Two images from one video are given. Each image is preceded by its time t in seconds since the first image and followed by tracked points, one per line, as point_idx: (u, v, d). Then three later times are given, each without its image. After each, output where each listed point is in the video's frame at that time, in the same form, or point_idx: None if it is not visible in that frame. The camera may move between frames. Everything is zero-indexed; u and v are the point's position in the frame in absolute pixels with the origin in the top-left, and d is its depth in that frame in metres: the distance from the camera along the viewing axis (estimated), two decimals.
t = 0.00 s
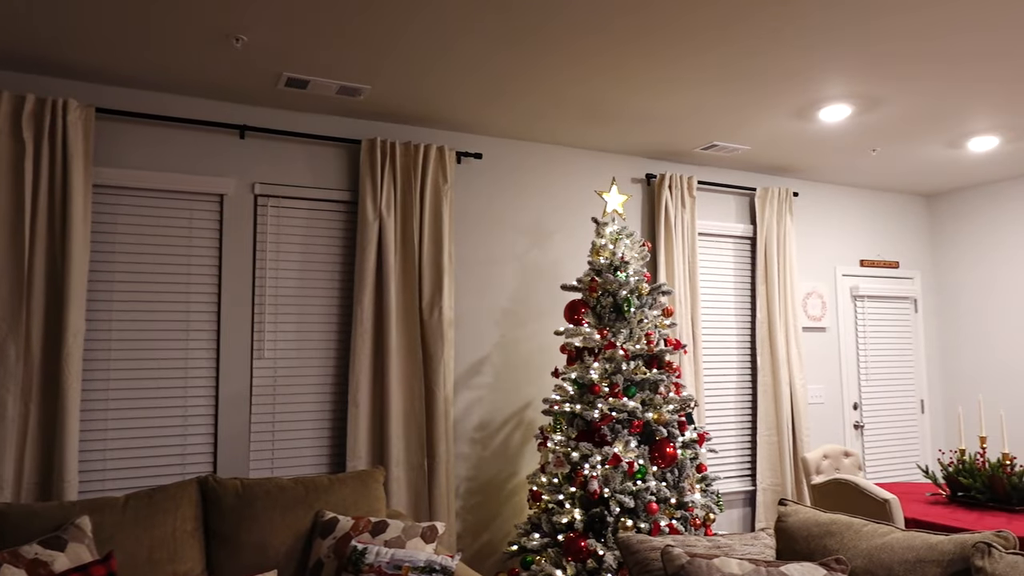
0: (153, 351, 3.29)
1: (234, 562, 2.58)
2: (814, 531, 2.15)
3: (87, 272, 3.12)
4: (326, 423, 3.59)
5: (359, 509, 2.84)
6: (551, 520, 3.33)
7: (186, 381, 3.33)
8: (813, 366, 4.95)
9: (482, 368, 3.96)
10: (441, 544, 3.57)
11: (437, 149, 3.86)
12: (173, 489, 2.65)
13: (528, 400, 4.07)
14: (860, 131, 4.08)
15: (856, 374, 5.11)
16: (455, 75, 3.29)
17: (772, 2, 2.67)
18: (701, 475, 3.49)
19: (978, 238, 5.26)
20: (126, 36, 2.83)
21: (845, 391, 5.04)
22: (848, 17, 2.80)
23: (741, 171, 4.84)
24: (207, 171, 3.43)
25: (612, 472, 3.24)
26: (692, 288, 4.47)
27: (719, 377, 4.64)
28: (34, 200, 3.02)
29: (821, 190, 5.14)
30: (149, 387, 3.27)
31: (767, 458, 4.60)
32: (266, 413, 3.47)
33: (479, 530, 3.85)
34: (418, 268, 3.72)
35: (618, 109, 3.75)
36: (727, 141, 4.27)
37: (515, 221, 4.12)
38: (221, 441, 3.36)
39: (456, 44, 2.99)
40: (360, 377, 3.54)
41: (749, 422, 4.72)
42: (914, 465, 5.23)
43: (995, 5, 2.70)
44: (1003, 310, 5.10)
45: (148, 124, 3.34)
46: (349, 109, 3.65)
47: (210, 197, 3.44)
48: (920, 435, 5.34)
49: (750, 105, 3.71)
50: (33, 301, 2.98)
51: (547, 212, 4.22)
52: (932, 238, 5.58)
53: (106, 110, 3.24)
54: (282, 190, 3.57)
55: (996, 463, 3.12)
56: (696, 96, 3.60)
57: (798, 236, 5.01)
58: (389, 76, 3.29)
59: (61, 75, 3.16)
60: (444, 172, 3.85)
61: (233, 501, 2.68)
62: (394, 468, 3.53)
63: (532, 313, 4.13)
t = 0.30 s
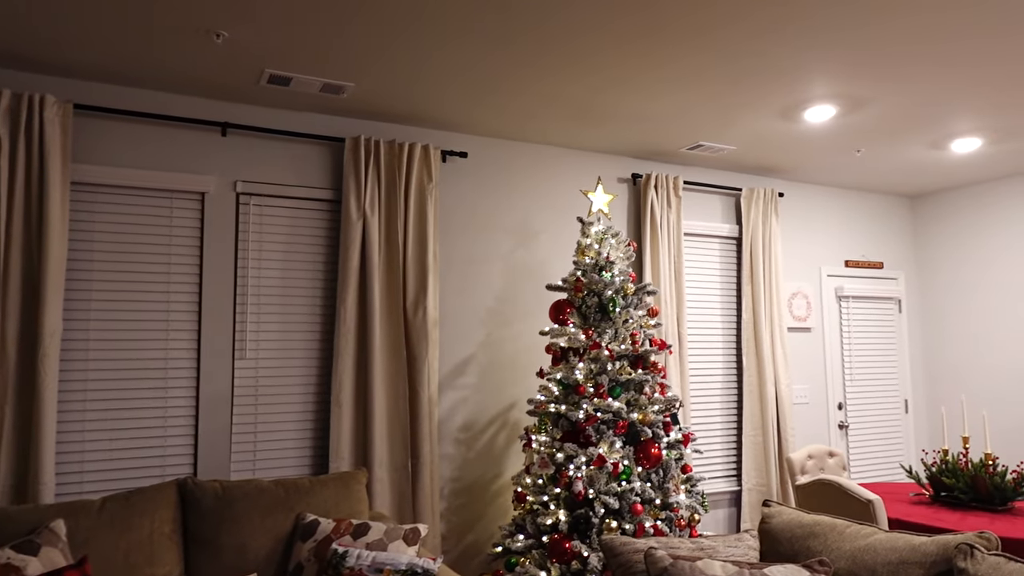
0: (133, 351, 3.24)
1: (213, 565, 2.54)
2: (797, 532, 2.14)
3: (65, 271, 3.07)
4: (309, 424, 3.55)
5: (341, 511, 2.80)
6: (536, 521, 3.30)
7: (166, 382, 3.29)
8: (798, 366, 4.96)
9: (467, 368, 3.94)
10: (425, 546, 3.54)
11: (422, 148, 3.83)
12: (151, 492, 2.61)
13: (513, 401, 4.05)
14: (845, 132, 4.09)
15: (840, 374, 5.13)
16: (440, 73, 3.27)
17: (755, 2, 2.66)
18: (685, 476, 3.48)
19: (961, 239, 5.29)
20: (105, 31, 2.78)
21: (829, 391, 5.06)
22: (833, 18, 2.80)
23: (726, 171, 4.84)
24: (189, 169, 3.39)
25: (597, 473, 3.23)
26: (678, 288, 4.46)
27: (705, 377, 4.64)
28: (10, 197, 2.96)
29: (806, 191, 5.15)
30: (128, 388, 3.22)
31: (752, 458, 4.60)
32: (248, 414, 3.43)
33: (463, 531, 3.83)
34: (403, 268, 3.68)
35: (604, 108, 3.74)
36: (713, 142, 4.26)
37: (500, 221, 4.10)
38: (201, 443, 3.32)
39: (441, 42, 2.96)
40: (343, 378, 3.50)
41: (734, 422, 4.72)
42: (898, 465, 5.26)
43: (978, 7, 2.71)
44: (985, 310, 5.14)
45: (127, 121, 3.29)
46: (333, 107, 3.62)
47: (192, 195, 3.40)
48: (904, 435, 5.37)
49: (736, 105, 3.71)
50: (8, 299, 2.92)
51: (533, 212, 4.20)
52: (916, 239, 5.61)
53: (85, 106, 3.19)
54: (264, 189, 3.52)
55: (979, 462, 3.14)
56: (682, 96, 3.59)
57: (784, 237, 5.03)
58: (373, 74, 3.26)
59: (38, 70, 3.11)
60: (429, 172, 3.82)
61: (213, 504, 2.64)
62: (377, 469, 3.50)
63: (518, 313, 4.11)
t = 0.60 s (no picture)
0: (115, 354, 3.20)
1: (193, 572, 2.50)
2: (784, 538, 2.12)
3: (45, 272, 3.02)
4: (294, 427, 3.51)
5: (324, 516, 2.77)
6: (523, 526, 3.27)
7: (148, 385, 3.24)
8: (787, 370, 4.96)
9: (455, 372, 3.91)
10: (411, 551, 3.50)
11: (409, 149, 3.80)
12: (130, 497, 2.57)
13: (500, 404, 4.02)
14: (833, 136, 4.09)
15: (829, 378, 5.13)
16: (427, 74, 3.24)
17: (744, 4, 2.65)
18: (673, 481, 3.46)
19: (949, 243, 5.31)
20: (86, 29, 2.74)
21: (818, 395, 5.05)
22: (820, 21, 2.79)
23: (715, 174, 4.83)
24: (172, 169, 3.34)
25: (584, 477, 3.20)
26: (667, 292, 4.45)
27: (694, 381, 4.63)
28: None
29: (795, 194, 5.15)
30: (109, 391, 3.17)
31: (741, 462, 4.59)
32: (232, 417, 3.39)
33: (450, 536, 3.79)
34: (389, 270, 3.65)
35: (593, 110, 3.72)
36: (702, 144, 4.25)
37: (488, 223, 4.08)
38: (184, 446, 3.27)
39: (427, 42, 2.93)
40: (329, 381, 3.47)
41: (723, 426, 4.71)
42: (887, 469, 5.26)
43: (965, 12, 2.71)
44: (973, 314, 5.15)
45: (110, 121, 3.25)
46: (319, 107, 3.59)
47: (175, 195, 3.36)
48: (893, 439, 5.37)
49: (724, 108, 3.70)
50: None
51: (521, 214, 4.18)
52: (905, 243, 5.62)
53: (67, 105, 3.15)
54: (249, 189, 3.49)
55: (966, 467, 3.14)
56: (671, 98, 3.58)
57: (773, 241, 5.02)
58: (359, 74, 3.23)
59: (19, 68, 3.06)
60: (417, 173, 3.79)
61: (193, 509, 2.60)
62: (363, 473, 3.46)
63: (506, 316, 4.08)
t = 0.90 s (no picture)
0: (99, 357, 3.16)
1: None
2: (772, 546, 2.10)
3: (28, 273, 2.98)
4: (280, 432, 3.48)
5: (309, 523, 2.73)
6: (511, 532, 3.24)
7: (132, 388, 3.20)
8: (778, 376, 4.94)
9: (444, 376, 3.87)
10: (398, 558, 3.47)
11: (399, 152, 3.77)
12: (111, 503, 2.53)
13: (490, 409, 3.99)
14: (825, 141, 4.08)
15: (821, 383, 5.11)
16: (416, 76, 3.22)
17: (735, 7, 2.63)
18: (663, 487, 3.44)
19: (941, 249, 5.30)
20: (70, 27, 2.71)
21: (810, 400, 5.04)
22: (811, 25, 2.78)
23: (708, 179, 4.82)
24: (159, 170, 3.31)
25: (573, 483, 3.18)
26: (658, 296, 4.43)
27: (685, 387, 4.61)
28: None
29: (787, 199, 5.14)
30: (92, 395, 3.13)
31: (732, 467, 4.57)
32: (218, 421, 3.35)
33: (438, 542, 3.76)
34: (378, 273, 3.62)
35: (584, 114, 3.70)
36: (694, 149, 4.24)
37: (479, 227, 4.05)
38: (168, 451, 3.23)
39: (416, 44, 2.91)
40: (316, 385, 3.43)
41: (714, 432, 4.68)
42: (878, 475, 5.25)
43: (955, 17, 2.70)
44: (965, 320, 5.14)
45: (95, 121, 3.22)
46: (308, 109, 3.56)
47: (161, 197, 3.32)
48: (885, 444, 5.36)
49: (716, 112, 3.69)
50: None
51: (512, 218, 4.16)
52: (897, 249, 5.62)
53: (52, 105, 3.11)
54: (236, 191, 3.45)
55: (957, 474, 3.12)
56: (661, 103, 3.57)
57: (765, 246, 5.01)
58: (348, 76, 3.20)
59: (3, 67, 3.03)
60: (406, 176, 3.76)
61: (175, 515, 2.56)
62: (350, 478, 3.42)
63: (496, 320, 4.06)
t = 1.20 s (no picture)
0: (83, 360, 3.12)
1: None
2: (761, 554, 2.07)
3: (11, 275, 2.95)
4: (267, 436, 3.44)
5: (293, 529, 2.69)
6: (500, 538, 3.20)
7: (117, 392, 3.16)
8: (771, 381, 4.92)
9: (434, 380, 3.85)
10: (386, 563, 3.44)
11: (389, 154, 3.75)
12: (91, 508, 2.49)
13: (480, 413, 3.96)
14: (818, 145, 4.07)
15: (814, 388, 5.09)
16: (406, 77, 3.19)
17: (725, 9, 2.61)
18: (653, 492, 3.42)
19: (934, 253, 5.29)
20: (54, 27, 2.68)
21: (803, 405, 5.02)
22: (803, 29, 2.76)
23: (700, 183, 4.81)
24: (145, 171, 3.28)
25: (563, 489, 3.14)
26: (650, 300, 4.41)
27: (677, 391, 4.59)
28: None
29: (780, 204, 5.13)
30: (76, 399, 3.09)
31: (724, 473, 4.55)
32: (204, 425, 3.31)
33: (427, 547, 3.72)
34: (367, 277, 3.59)
35: (575, 116, 3.68)
36: (686, 152, 4.22)
37: (470, 230, 4.03)
38: (153, 455, 3.19)
39: (405, 45, 2.88)
40: (304, 389, 3.40)
41: (706, 436, 4.66)
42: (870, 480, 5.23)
43: (946, 22, 2.69)
44: (958, 325, 5.13)
45: (81, 121, 3.18)
46: (297, 110, 3.53)
47: (148, 198, 3.29)
48: (877, 449, 5.35)
49: (707, 116, 3.67)
50: None
51: (503, 221, 4.14)
52: (890, 254, 5.61)
53: (37, 105, 3.08)
54: (224, 193, 3.42)
55: (948, 480, 3.10)
56: (652, 106, 3.55)
57: (758, 250, 4.99)
58: (337, 77, 3.17)
59: None
60: (396, 178, 3.73)
61: (157, 520, 2.53)
62: (338, 483, 3.39)
63: (486, 324, 4.03)
